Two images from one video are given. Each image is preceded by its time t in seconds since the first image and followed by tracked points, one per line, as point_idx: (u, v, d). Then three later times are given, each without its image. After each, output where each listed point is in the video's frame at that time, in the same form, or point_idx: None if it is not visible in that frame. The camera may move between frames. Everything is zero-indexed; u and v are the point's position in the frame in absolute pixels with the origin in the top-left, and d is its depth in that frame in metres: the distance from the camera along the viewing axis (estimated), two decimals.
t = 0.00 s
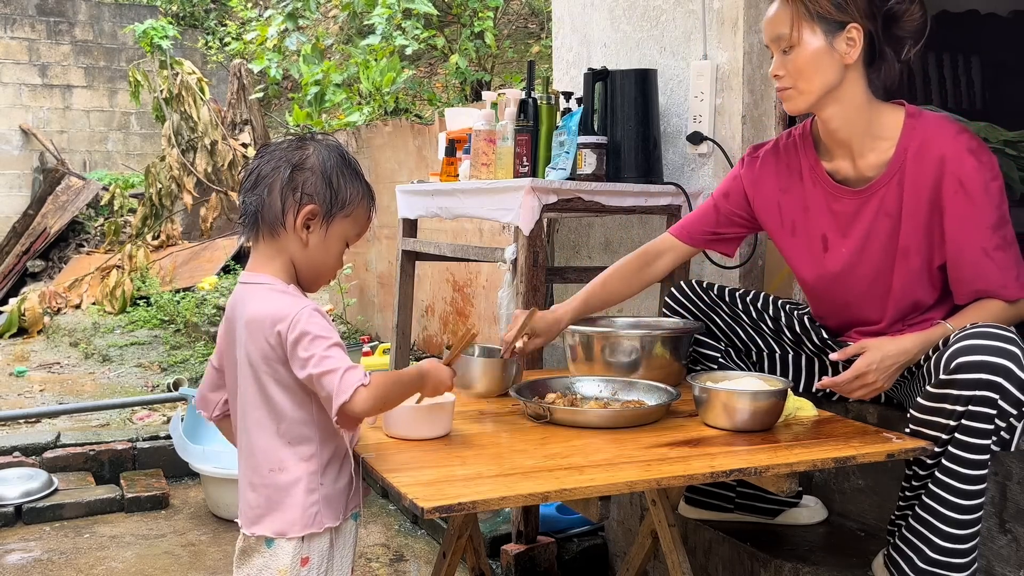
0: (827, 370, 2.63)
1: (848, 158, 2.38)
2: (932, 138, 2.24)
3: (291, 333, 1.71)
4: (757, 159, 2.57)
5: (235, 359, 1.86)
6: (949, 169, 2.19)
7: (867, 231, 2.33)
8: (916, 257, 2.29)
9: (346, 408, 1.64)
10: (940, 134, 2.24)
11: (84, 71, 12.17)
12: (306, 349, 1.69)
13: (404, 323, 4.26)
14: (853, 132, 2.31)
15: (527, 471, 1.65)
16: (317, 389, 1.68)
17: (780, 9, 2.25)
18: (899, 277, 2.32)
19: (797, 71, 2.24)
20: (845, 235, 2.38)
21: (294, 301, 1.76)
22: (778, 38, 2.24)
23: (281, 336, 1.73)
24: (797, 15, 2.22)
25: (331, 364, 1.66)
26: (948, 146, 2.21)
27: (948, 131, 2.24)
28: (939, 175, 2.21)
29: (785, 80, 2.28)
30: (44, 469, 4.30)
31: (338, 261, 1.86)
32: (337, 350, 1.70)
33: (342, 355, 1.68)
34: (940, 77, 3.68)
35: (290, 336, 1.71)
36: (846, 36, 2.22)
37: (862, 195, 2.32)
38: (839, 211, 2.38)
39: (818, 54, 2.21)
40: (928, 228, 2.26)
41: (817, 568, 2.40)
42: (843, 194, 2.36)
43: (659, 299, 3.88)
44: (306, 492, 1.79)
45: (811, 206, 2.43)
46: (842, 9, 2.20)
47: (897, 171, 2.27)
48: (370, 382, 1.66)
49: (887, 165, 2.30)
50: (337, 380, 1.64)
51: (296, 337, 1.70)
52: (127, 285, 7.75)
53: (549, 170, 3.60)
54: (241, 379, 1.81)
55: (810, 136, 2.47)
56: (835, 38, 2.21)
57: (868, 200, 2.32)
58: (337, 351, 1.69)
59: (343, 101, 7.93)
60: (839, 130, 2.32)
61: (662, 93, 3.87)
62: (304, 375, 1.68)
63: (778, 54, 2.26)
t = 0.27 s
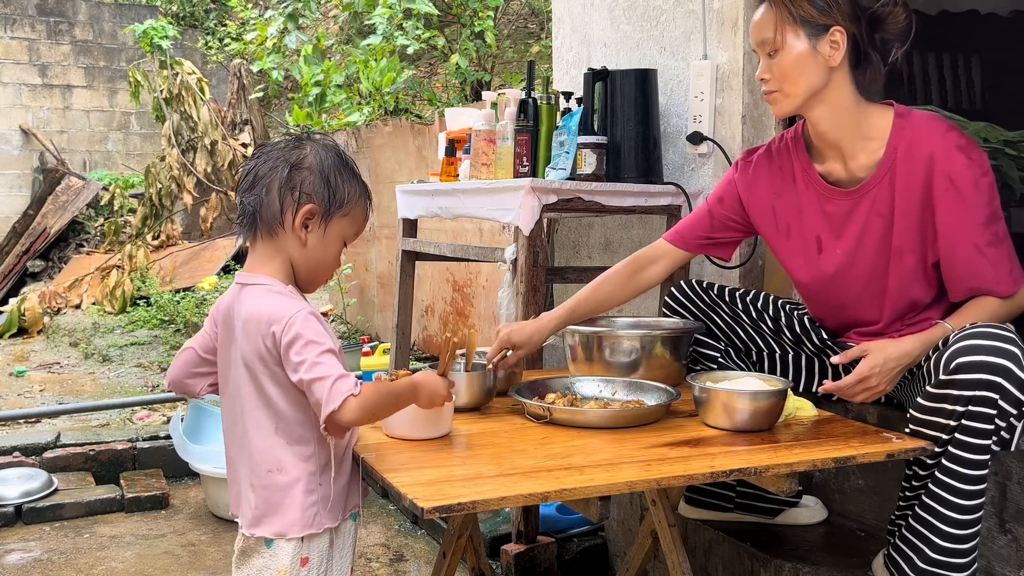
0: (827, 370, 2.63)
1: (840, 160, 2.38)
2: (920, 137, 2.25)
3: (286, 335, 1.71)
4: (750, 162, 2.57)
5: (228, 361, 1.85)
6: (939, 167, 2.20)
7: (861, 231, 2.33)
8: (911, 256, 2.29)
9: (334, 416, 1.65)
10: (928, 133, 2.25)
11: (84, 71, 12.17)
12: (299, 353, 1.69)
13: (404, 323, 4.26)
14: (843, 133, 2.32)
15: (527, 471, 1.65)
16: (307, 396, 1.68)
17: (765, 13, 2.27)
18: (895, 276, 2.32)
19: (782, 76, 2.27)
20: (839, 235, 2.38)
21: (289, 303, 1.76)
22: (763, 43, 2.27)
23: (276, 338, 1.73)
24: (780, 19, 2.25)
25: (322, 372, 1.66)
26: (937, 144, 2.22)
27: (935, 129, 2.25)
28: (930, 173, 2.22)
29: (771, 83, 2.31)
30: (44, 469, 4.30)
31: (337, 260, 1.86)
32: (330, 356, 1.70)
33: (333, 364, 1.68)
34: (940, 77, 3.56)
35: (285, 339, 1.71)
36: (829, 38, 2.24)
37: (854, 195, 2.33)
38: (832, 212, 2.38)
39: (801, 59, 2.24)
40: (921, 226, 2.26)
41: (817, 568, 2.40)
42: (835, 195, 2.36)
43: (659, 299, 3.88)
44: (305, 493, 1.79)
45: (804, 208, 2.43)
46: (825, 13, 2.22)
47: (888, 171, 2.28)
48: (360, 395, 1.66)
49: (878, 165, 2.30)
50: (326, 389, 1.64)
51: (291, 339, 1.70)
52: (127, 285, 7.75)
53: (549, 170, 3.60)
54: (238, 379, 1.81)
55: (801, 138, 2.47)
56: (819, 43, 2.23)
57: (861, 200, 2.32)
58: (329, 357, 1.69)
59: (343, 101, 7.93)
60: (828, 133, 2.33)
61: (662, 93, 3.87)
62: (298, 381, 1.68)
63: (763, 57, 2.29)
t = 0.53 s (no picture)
0: (827, 370, 2.63)
1: (824, 161, 2.39)
2: (897, 135, 2.26)
3: (283, 337, 1.71)
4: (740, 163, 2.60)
5: (229, 362, 1.85)
6: (917, 164, 2.21)
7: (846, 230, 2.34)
8: (898, 252, 2.30)
9: (331, 423, 1.65)
10: (908, 129, 2.26)
11: (84, 71, 12.17)
12: (296, 357, 1.69)
13: (404, 323, 4.26)
14: (825, 136, 2.33)
15: (528, 471, 1.65)
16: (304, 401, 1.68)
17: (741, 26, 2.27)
18: (883, 273, 2.33)
19: (763, 89, 2.28)
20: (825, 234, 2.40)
21: (288, 304, 1.76)
22: (741, 57, 2.28)
23: (275, 339, 1.73)
24: (755, 33, 2.25)
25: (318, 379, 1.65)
26: (915, 141, 2.23)
27: (913, 127, 2.26)
28: (909, 169, 2.23)
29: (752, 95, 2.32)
30: (44, 469, 4.30)
31: (336, 257, 1.86)
32: (328, 360, 1.69)
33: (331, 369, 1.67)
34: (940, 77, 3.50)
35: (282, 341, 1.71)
36: (806, 48, 2.25)
37: (836, 194, 2.34)
38: (816, 211, 2.39)
39: (780, 71, 2.26)
40: (905, 223, 2.27)
41: (817, 567, 2.40)
42: (819, 194, 2.37)
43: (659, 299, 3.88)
44: (306, 493, 1.79)
45: (790, 208, 2.45)
46: (799, 24, 2.23)
47: (869, 170, 2.29)
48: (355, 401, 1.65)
49: (860, 164, 2.31)
50: (322, 396, 1.64)
51: (288, 341, 1.70)
52: (127, 285, 7.75)
53: (549, 170, 3.60)
54: (237, 380, 1.81)
55: (789, 139, 2.49)
56: (796, 53, 2.25)
57: (842, 199, 2.33)
58: (328, 361, 1.69)
59: (343, 101, 7.94)
60: (809, 135, 2.35)
61: (662, 93, 3.87)
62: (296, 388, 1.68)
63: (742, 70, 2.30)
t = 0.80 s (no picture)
0: (827, 370, 2.63)
1: (810, 163, 2.38)
2: (875, 132, 2.28)
3: (283, 340, 1.71)
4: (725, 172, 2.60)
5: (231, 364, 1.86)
6: (898, 159, 2.22)
7: (832, 230, 2.34)
8: (884, 248, 2.31)
9: (338, 428, 1.66)
10: (885, 126, 2.28)
11: (84, 71, 12.17)
12: (300, 362, 1.69)
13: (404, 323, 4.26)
14: (810, 139, 2.34)
15: (528, 471, 1.65)
16: (308, 406, 1.69)
17: (735, 30, 2.26)
18: (871, 271, 2.33)
19: (758, 92, 2.28)
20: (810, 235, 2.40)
21: (289, 304, 1.76)
22: (736, 62, 2.27)
23: (274, 340, 1.72)
24: (754, 37, 2.24)
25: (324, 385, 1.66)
26: (893, 138, 2.25)
27: (889, 124, 2.28)
28: (890, 165, 2.24)
29: (746, 99, 2.32)
30: (44, 469, 4.30)
31: (335, 247, 1.85)
32: (331, 364, 1.70)
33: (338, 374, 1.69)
34: (939, 77, 3.50)
35: (283, 341, 1.71)
36: (800, 54, 2.26)
37: (818, 195, 2.34)
38: (801, 212, 2.39)
39: (776, 77, 2.26)
40: (889, 219, 2.28)
41: (817, 567, 2.40)
42: (801, 196, 2.37)
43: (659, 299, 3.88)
44: (307, 493, 1.79)
45: (776, 211, 2.45)
46: (793, 30, 2.25)
47: (850, 169, 2.29)
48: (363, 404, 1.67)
49: (840, 164, 2.31)
50: (329, 403, 1.65)
51: (289, 344, 1.70)
52: (127, 285, 7.74)
53: (549, 170, 3.60)
54: (239, 379, 1.82)
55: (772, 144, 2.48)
56: (791, 59, 2.26)
57: (825, 199, 2.33)
58: (330, 365, 1.70)
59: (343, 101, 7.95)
60: (795, 139, 2.35)
61: (662, 93, 3.87)
62: (299, 392, 1.69)
63: (736, 75, 2.29)
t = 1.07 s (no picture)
0: (827, 369, 2.64)
1: (806, 162, 2.40)
2: (867, 124, 2.30)
3: (277, 337, 1.71)
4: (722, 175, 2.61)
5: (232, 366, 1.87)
6: (890, 148, 2.24)
7: (831, 223, 2.35)
8: (880, 241, 2.31)
9: (347, 418, 1.67)
10: (875, 118, 2.31)
11: (84, 71, 12.17)
12: (297, 357, 1.69)
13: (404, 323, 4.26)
14: (807, 136, 2.35)
15: (529, 471, 1.65)
16: (310, 402, 1.68)
17: (735, 29, 2.26)
18: (871, 264, 2.33)
19: (757, 90, 2.29)
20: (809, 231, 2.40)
21: (284, 301, 1.76)
22: (737, 59, 2.27)
23: (266, 337, 1.72)
24: (756, 36, 2.25)
25: (329, 377, 1.67)
26: (885, 128, 2.27)
27: (880, 116, 2.31)
28: (883, 156, 2.26)
29: (744, 96, 2.33)
30: (44, 469, 4.30)
31: (332, 245, 1.83)
32: (330, 356, 1.71)
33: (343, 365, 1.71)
34: (939, 77, 3.50)
35: (278, 336, 1.71)
36: (799, 52, 2.28)
37: (814, 191, 2.35)
38: (799, 210, 2.40)
39: (777, 74, 2.27)
40: (884, 211, 2.28)
41: (817, 568, 2.40)
42: (799, 193, 2.38)
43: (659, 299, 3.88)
44: (304, 491, 1.79)
45: (774, 208, 2.46)
46: (793, 28, 2.26)
47: (845, 163, 2.31)
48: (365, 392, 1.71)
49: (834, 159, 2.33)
50: (336, 395, 1.66)
51: (284, 341, 1.70)
52: (127, 286, 7.74)
53: (549, 170, 3.61)
54: (237, 380, 1.84)
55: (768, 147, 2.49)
56: (792, 57, 2.28)
57: (823, 194, 2.34)
58: (330, 356, 1.71)
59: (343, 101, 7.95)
60: (791, 138, 2.37)
61: (663, 93, 3.87)
62: (300, 387, 1.68)
63: (735, 73, 2.30)
